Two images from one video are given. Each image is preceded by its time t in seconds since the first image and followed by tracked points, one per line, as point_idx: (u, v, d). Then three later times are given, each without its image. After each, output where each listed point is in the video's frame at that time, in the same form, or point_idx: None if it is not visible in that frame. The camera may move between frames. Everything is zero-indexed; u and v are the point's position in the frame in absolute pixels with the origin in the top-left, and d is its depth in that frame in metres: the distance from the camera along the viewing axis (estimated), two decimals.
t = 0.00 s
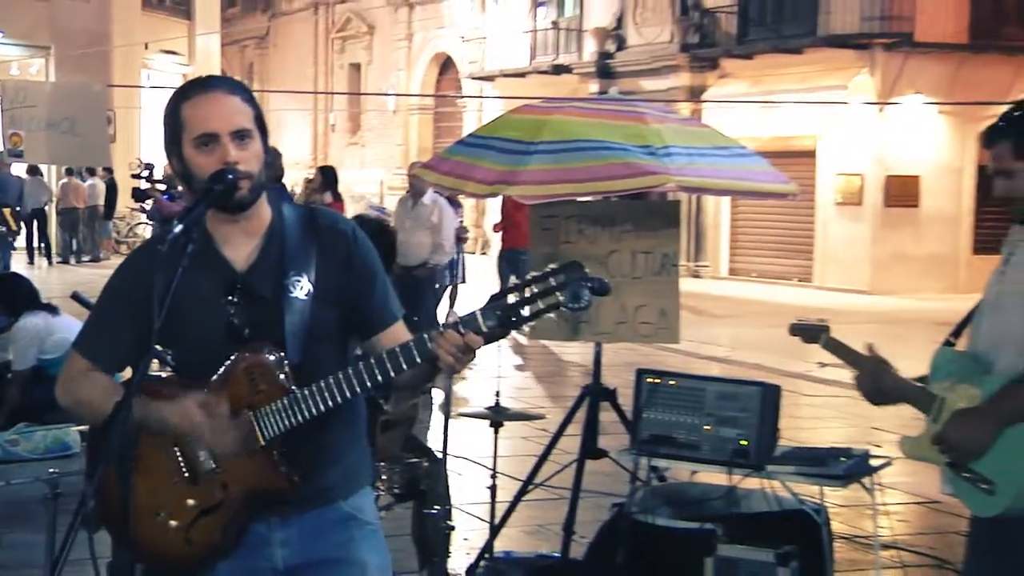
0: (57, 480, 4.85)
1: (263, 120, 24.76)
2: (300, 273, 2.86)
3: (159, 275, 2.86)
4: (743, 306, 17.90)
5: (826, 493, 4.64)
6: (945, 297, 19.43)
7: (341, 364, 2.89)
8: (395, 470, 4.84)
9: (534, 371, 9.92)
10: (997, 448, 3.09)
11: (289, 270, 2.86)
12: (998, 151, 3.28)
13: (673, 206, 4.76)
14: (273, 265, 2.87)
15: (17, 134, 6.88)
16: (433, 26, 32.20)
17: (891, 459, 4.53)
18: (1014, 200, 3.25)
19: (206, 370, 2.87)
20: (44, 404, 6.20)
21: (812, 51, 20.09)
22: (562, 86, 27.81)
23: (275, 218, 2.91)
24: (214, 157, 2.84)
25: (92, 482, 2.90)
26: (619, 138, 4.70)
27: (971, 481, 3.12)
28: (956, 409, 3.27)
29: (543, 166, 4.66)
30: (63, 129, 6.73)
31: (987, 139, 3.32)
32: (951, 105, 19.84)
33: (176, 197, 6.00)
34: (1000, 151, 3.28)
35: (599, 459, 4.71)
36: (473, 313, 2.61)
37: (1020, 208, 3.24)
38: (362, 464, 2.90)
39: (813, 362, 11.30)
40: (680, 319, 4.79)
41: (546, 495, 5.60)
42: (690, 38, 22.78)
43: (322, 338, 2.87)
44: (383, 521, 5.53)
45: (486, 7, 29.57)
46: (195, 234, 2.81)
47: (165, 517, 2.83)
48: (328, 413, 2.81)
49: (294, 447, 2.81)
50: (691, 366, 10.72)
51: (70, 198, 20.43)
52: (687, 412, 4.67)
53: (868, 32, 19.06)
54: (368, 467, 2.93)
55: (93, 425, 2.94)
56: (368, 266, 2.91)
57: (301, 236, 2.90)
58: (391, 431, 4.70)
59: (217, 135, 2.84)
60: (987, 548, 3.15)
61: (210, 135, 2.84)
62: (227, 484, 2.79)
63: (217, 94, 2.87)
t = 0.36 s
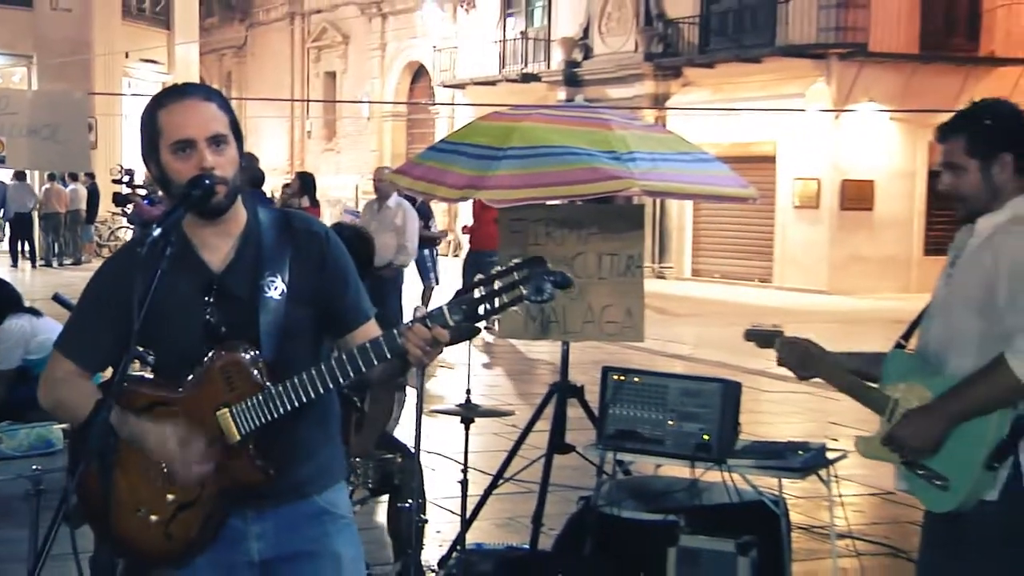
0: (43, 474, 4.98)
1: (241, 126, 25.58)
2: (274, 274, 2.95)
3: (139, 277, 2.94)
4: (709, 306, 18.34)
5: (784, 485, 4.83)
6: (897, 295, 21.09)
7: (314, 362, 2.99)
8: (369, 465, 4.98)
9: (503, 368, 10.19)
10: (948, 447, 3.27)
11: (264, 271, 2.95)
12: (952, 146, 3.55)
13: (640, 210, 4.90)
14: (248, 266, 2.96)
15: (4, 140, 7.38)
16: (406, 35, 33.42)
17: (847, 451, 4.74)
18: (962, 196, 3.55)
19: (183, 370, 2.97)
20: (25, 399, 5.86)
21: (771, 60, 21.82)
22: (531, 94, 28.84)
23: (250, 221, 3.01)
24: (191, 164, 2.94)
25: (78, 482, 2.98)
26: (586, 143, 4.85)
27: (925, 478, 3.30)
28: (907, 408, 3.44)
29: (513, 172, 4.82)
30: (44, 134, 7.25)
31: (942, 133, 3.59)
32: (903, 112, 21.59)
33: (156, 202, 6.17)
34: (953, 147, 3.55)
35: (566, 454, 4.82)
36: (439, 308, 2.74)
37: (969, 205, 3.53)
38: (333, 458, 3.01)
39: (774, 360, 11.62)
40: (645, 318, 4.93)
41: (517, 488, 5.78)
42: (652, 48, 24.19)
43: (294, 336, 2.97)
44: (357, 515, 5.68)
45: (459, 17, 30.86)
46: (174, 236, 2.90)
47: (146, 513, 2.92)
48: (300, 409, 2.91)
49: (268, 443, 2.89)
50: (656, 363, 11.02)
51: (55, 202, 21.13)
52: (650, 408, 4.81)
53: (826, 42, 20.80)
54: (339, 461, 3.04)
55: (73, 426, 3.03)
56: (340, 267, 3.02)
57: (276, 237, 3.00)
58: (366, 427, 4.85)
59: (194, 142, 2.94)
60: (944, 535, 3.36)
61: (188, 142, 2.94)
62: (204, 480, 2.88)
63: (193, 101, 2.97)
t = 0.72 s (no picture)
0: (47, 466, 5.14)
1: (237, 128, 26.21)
2: (264, 274, 3.04)
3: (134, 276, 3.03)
4: (694, 301, 18.66)
5: (763, 473, 4.98)
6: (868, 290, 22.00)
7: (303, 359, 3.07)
8: (361, 457, 5.12)
9: (489, 362, 10.44)
10: (941, 443, 3.59)
11: (253, 270, 3.04)
12: (920, 142, 3.83)
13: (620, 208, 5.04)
14: (239, 267, 3.06)
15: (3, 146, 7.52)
16: (394, 41, 34.20)
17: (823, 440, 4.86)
18: (926, 189, 3.85)
19: (176, 368, 3.07)
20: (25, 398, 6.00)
21: (747, 64, 22.58)
22: (516, 97, 29.58)
23: (241, 223, 3.11)
24: (185, 167, 3.04)
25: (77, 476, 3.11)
26: (569, 145, 4.91)
27: (921, 472, 3.61)
28: (894, 405, 3.75)
29: (499, 172, 4.86)
30: (42, 140, 7.39)
31: (911, 130, 3.87)
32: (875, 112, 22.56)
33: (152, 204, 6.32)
34: (921, 141, 3.83)
35: (552, 445, 4.92)
36: (422, 306, 2.79)
37: (933, 197, 3.83)
38: (323, 452, 3.09)
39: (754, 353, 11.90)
40: (627, 315, 5.05)
41: (505, 478, 5.95)
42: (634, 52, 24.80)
43: (285, 334, 3.06)
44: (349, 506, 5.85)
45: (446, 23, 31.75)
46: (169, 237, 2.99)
47: (142, 505, 3.02)
48: (291, 404, 3.00)
49: (258, 438, 2.98)
50: (638, 357, 11.29)
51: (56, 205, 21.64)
52: (633, 400, 4.90)
53: (799, 46, 21.61)
54: (330, 454, 3.13)
55: (73, 422, 3.14)
56: (330, 267, 3.10)
57: (265, 238, 3.09)
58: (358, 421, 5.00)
59: (189, 145, 3.04)
60: (939, 529, 3.67)
61: (182, 145, 3.04)
62: (199, 472, 2.96)
63: (187, 107, 3.07)
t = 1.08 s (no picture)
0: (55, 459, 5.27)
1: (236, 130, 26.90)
2: (266, 271, 3.14)
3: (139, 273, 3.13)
4: (687, 297, 18.98)
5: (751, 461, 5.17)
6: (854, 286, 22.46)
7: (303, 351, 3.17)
8: (361, 447, 5.21)
9: (485, 355, 10.69)
10: (929, 435, 3.80)
11: (255, 267, 3.14)
12: (900, 139, 4.02)
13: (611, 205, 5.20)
14: (240, 264, 3.16)
15: (11, 146, 7.78)
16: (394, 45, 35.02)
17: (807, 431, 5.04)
18: (908, 186, 4.04)
19: (180, 362, 3.17)
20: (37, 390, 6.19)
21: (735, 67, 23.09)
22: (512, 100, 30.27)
23: (244, 221, 3.22)
24: (189, 167, 3.15)
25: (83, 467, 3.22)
26: (563, 145, 5.02)
27: (910, 465, 3.82)
28: (883, 396, 3.99)
29: (493, 171, 4.95)
30: (51, 140, 7.66)
31: (892, 128, 4.07)
32: (858, 113, 22.78)
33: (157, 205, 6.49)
34: (901, 141, 4.03)
35: (547, 435, 5.07)
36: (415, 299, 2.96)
37: (914, 193, 4.03)
38: (323, 443, 3.19)
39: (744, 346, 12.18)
40: (619, 310, 5.22)
41: (501, 468, 6.14)
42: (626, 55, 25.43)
43: (285, 328, 3.16)
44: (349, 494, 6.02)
45: (443, 28, 32.47)
46: (173, 235, 3.08)
47: (147, 495, 3.10)
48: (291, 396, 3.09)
49: (260, 429, 3.07)
50: (629, 350, 11.58)
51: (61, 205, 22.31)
52: (624, 392, 5.02)
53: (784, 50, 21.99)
54: (330, 445, 3.22)
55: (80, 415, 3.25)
56: (329, 264, 3.20)
57: (267, 236, 3.20)
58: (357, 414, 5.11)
59: (192, 146, 3.15)
60: (926, 521, 3.83)
61: (185, 146, 3.15)
62: (202, 462, 3.05)
63: (191, 108, 3.17)
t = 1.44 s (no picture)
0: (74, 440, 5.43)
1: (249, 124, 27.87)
2: (274, 256, 3.27)
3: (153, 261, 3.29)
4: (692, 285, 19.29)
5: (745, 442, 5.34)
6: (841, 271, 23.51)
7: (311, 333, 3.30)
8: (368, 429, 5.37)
9: (489, 340, 11.02)
10: (921, 420, 4.12)
11: (264, 253, 3.28)
12: (907, 118, 4.28)
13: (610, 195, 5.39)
14: (250, 251, 3.30)
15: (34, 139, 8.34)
16: (399, 41, 36.81)
17: (798, 413, 5.18)
18: (905, 164, 4.28)
19: (194, 346, 3.31)
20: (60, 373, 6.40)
21: (730, 61, 24.00)
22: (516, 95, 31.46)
23: (254, 209, 3.36)
24: (201, 158, 3.30)
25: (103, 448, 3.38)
26: (562, 136, 5.20)
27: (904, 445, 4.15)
28: (878, 379, 4.28)
29: (496, 162, 5.13)
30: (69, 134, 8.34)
31: (898, 110, 4.34)
32: (849, 106, 23.79)
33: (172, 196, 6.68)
34: (909, 119, 4.29)
35: (548, 418, 5.25)
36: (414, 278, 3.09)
37: (911, 172, 4.27)
38: (333, 424, 3.30)
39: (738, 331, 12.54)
40: (617, 295, 5.43)
41: (505, 449, 6.34)
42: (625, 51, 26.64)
43: (293, 312, 3.29)
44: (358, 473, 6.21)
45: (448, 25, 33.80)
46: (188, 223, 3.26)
47: (163, 474, 3.26)
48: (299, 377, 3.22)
49: (269, 407, 3.20)
50: (627, 335, 11.98)
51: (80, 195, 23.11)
52: (623, 375, 5.18)
53: (779, 44, 22.91)
54: (340, 427, 3.34)
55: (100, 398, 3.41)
56: (336, 249, 3.33)
57: (276, 223, 3.34)
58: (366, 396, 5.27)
59: (206, 138, 3.30)
60: (915, 494, 4.16)
61: (199, 138, 3.30)
62: (214, 441, 3.19)
63: (205, 102, 3.32)
